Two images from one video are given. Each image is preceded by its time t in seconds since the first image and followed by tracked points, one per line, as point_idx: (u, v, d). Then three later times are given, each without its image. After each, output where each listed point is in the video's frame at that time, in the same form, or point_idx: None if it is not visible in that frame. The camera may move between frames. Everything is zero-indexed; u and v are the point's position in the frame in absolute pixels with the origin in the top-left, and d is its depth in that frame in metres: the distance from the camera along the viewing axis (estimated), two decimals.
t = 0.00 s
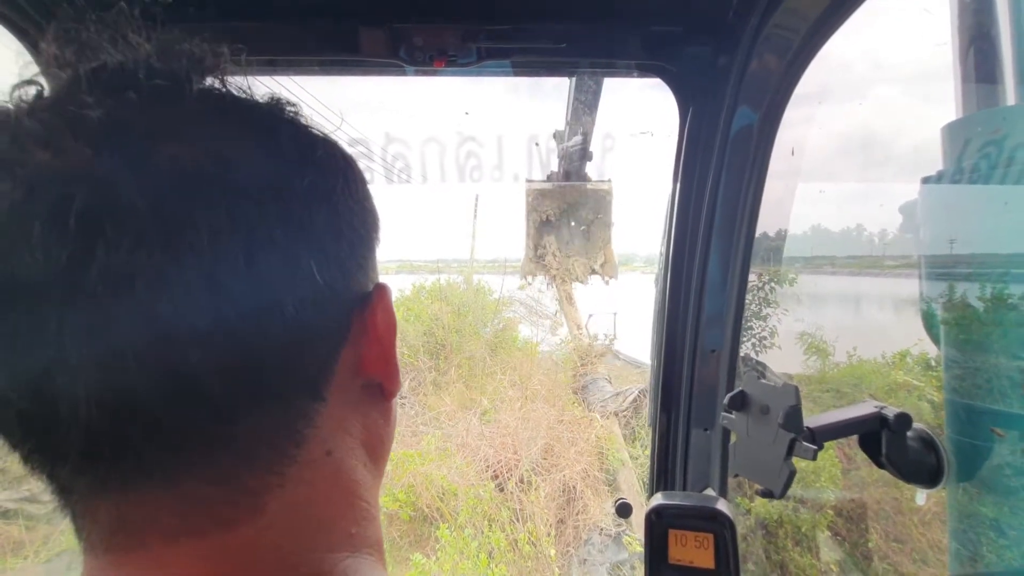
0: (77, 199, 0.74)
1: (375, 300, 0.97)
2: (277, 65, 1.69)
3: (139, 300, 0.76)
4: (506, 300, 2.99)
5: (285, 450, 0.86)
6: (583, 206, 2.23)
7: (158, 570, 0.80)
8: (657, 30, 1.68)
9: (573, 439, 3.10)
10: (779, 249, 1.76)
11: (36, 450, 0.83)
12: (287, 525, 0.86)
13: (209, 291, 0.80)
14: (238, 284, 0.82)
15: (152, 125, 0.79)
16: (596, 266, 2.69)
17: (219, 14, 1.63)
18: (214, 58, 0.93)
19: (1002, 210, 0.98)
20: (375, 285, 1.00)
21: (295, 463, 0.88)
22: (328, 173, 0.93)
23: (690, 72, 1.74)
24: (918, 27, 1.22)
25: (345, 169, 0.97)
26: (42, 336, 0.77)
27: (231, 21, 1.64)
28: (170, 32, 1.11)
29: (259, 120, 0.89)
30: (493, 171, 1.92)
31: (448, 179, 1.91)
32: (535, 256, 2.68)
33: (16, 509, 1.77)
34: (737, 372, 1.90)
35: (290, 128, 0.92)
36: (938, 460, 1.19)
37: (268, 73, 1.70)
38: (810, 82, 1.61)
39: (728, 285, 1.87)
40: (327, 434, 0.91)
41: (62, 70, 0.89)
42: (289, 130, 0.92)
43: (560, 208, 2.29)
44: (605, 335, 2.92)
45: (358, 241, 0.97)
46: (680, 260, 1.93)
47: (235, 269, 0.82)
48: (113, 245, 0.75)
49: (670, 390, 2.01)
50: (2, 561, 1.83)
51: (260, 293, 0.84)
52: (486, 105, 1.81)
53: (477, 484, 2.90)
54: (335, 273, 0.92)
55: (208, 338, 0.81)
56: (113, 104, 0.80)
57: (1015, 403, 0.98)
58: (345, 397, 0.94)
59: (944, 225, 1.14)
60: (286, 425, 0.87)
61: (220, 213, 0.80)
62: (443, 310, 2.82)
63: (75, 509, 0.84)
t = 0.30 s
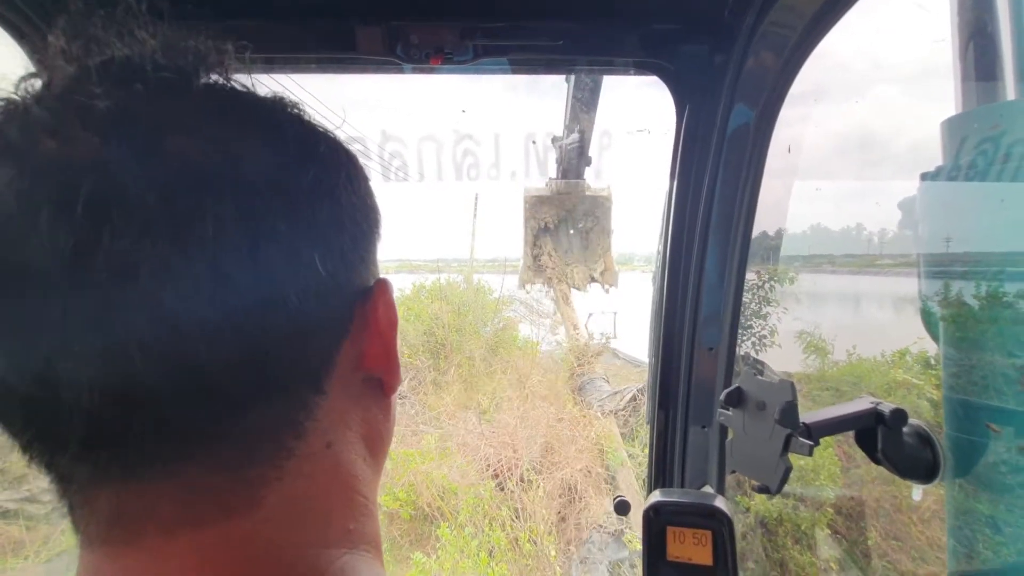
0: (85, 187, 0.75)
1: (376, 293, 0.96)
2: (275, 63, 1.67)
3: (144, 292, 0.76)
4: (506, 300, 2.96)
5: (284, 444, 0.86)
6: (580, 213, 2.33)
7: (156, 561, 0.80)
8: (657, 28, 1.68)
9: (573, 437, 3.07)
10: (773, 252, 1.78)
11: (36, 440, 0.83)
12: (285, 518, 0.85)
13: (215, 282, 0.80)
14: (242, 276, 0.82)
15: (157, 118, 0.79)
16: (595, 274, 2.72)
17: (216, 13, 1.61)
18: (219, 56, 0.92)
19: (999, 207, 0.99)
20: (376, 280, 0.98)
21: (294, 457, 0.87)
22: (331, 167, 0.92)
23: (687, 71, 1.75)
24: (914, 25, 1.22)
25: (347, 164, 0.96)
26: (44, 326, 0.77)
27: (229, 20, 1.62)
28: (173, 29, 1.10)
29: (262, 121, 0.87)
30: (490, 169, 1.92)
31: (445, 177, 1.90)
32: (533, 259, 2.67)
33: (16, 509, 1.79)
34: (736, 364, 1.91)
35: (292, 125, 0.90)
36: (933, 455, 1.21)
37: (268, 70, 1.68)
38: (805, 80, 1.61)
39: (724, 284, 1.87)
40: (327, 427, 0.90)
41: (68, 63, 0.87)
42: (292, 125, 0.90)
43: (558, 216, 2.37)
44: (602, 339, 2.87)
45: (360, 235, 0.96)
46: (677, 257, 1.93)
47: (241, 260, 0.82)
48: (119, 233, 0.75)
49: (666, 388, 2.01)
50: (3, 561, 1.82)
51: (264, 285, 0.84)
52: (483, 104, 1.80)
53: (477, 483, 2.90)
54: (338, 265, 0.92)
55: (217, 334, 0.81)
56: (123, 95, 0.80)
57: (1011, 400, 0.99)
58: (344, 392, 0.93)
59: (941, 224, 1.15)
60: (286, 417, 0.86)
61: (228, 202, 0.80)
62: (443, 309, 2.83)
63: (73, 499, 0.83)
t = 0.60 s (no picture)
0: (43, 189, 0.75)
1: (362, 294, 0.96)
2: (275, 64, 1.69)
3: (111, 293, 0.76)
4: (505, 300, 2.88)
5: (269, 450, 0.86)
6: (581, 219, 2.31)
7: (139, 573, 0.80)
8: (657, 28, 1.67)
9: (575, 438, 3.07)
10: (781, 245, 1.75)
11: (9, 454, 0.83)
12: (272, 525, 0.85)
13: (183, 280, 0.79)
14: (215, 278, 0.82)
15: (134, 114, 0.79)
16: (597, 279, 2.62)
17: (216, 13, 1.61)
18: (192, 47, 0.93)
19: (1003, 206, 0.99)
20: (365, 279, 0.98)
21: (280, 463, 0.87)
22: (314, 164, 0.92)
23: (690, 70, 1.74)
24: (917, 24, 1.22)
25: (331, 158, 0.95)
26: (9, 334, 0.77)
27: (228, 20, 1.62)
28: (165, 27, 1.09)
29: (238, 101, 0.89)
30: (492, 170, 1.92)
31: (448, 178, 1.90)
32: (535, 264, 2.64)
33: (14, 511, 1.74)
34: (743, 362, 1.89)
35: (280, 125, 0.91)
36: (939, 456, 1.19)
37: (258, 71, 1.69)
38: (810, 79, 1.61)
39: (728, 281, 1.86)
40: (313, 431, 0.90)
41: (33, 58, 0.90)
42: (275, 120, 0.90)
43: (560, 221, 2.34)
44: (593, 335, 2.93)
45: (345, 233, 0.96)
46: (680, 259, 1.93)
47: (214, 261, 0.81)
48: (81, 235, 0.75)
49: (670, 387, 2.01)
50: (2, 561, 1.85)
51: (239, 288, 0.84)
52: (485, 104, 1.80)
53: (477, 483, 2.94)
54: (320, 266, 0.91)
55: (186, 340, 0.81)
56: (84, 91, 0.80)
57: (1019, 402, 0.99)
58: (331, 395, 0.93)
59: (947, 223, 1.14)
60: (269, 424, 0.86)
61: (200, 193, 0.80)
62: (442, 309, 2.85)
63: (54, 512, 0.83)
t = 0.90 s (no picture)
0: (54, 193, 0.76)
1: (371, 293, 0.97)
2: (283, 65, 1.69)
3: (120, 294, 0.77)
4: (504, 300, 2.90)
5: (278, 450, 0.86)
6: (586, 220, 2.37)
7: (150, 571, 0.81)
8: (657, 28, 1.68)
9: (574, 438, 3.03)
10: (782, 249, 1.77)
11: (26, 448, 0.84)
12: (281, 524, 0.85)
13: (196, 284, 0.80)
14: (227, 280, 0.82)
15: (145, 117, 0.80)
16: (603, 278, 2.66)
17: (222, 14, 1.62)
18: (202, 47, 0.93)
19: (1009, 206, 1.00)
20: (372, 279, 0.99)
21: (290, 462, 0.87)
22: (321, 165, 0.93)
23: (693, 70, 1.74)
24: (923, 23, 1.22)
25: (338, 158, 0.96)
26: (26, 336, 0.78)
27: (232, 21, 1.63)
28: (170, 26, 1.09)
29: (248, 107, 0.89)
30: (497, 171, 1.92)
31: (451, 177, 1.89)
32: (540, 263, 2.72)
33: (13, 510, 1.78)
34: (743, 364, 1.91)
35: (282, 117, 0.92)
36: (946, 458, 1.19)
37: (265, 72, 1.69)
38: (815, 79, 1.60)
39: (730, 288, 1.87)
40: (322, 431, 0.91)
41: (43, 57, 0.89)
42: (284, 119, 0.92)
43: (565, 222, 2.39)
44: (608, 339, 2.87)
45: (352, 234, 0.97)
46: (684, 258, 1.93)
47: (224, 264, 0.82)
48: (92, 238, 0.76)
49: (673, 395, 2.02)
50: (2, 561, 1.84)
51: (249, 288, 0.84)
52: (491, 104, 1.80)
53: (476, 483, 2.95)
54: (327, 267, 0.92)
55: (196, 341, 0.81)
56: (95, 92, 0.81)
57: None
58: (340, 395, 0.93)
59: (957, 224, 1.14)
60: (279, 424, 0.86)
61: (206, 200, 0.80)
62: (441, 309, 2.79)
63: (67, 508, 0.84)
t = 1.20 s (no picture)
0: (65, 202, 0.74)
1: (380, 296, 0.95)
2: (285, 66, 1.68)
3: (131, 302, 0.76)
4: (503, 300, 2.92)
5: (288, 453, 0.85)
6: (588, 219, 2.35)
7: None
8: (664, 28, 1.67)
9: (573, 438, 3.07)
10: (789, 245, 1.75)
11: (35, 455, 0.84)
12: (292, 527, 0.85)
13: (204, 291, 0.80)
14: (239, 286, 0.82)
15: (155, 121, 0.79)
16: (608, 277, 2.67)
17: (224, 14, 1.60)
18: (211, 48, 0.92)
19: (1015, 207, 0.99)
20: (381, 282, 0.98)
21: (300, 466, 0.86)
22: (329, 167, 0.92)
23: (694, 71, 1.73)
24: (928, 23, 1.21)
25: (347, 162, 0.96)
26: (35, 343, 0.77)
27: (236, 21, 1.62)
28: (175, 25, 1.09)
29: (253, 109, 0.89)
30: (499, 171, 1.92)
31: (454, 178, 1.88)
32: (543, 262, 2.71)
33: (10, 511, 1.80)
34: (750, 361, 1.89)
35: (290, 121, 0.92)
36: (950, 460, 1.19)
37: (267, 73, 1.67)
38: (819, 78, 1.59)
39: (736, 283, 1.85)
40: (333, 434, 0.90)
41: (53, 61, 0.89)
42: (295, 121, 0.92)
43: (569, 221, 2.36)
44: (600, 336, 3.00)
45: (361, 238, 0.96)
46: (688, 258, 1.92)
47: (233, 270, 0.82)
48: (104, 244, 0.75)
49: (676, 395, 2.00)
50: None
51: (260, 294, 0.84)
52: (493, 105, 1.80)
53: (475, 484, 2.85)
54: (337, 271, 0.92)
55: (206, 344, 0.80)
56: (102, 97, 0.79)
57: None
58: (350, 399, 0.92)
59: (963, 225, 1.13)
60: (289, 427, 0.86)
61: (215, 204, 0.79)
62: (438, 309, 2.75)
63: (79, 511, 0.84)
